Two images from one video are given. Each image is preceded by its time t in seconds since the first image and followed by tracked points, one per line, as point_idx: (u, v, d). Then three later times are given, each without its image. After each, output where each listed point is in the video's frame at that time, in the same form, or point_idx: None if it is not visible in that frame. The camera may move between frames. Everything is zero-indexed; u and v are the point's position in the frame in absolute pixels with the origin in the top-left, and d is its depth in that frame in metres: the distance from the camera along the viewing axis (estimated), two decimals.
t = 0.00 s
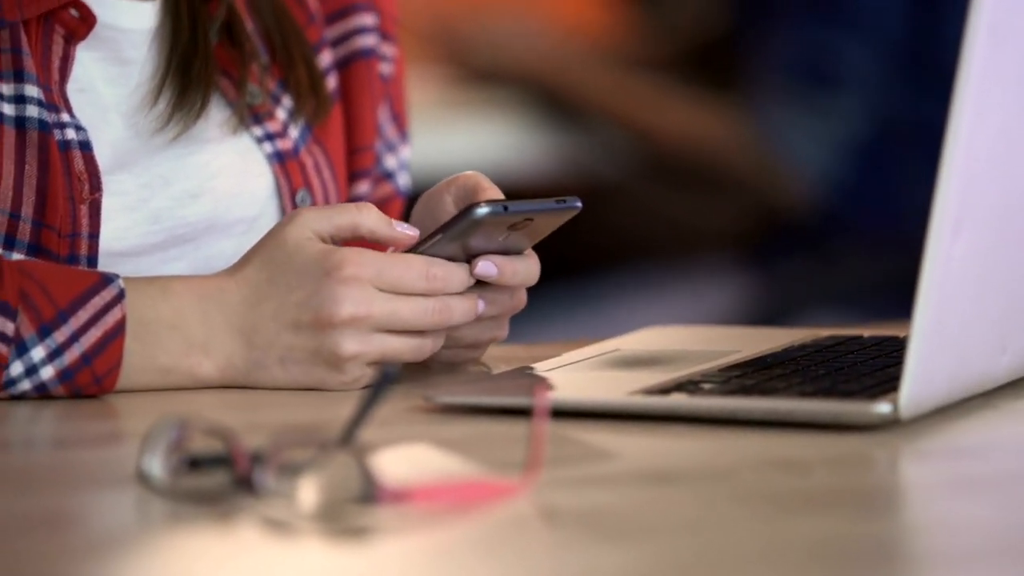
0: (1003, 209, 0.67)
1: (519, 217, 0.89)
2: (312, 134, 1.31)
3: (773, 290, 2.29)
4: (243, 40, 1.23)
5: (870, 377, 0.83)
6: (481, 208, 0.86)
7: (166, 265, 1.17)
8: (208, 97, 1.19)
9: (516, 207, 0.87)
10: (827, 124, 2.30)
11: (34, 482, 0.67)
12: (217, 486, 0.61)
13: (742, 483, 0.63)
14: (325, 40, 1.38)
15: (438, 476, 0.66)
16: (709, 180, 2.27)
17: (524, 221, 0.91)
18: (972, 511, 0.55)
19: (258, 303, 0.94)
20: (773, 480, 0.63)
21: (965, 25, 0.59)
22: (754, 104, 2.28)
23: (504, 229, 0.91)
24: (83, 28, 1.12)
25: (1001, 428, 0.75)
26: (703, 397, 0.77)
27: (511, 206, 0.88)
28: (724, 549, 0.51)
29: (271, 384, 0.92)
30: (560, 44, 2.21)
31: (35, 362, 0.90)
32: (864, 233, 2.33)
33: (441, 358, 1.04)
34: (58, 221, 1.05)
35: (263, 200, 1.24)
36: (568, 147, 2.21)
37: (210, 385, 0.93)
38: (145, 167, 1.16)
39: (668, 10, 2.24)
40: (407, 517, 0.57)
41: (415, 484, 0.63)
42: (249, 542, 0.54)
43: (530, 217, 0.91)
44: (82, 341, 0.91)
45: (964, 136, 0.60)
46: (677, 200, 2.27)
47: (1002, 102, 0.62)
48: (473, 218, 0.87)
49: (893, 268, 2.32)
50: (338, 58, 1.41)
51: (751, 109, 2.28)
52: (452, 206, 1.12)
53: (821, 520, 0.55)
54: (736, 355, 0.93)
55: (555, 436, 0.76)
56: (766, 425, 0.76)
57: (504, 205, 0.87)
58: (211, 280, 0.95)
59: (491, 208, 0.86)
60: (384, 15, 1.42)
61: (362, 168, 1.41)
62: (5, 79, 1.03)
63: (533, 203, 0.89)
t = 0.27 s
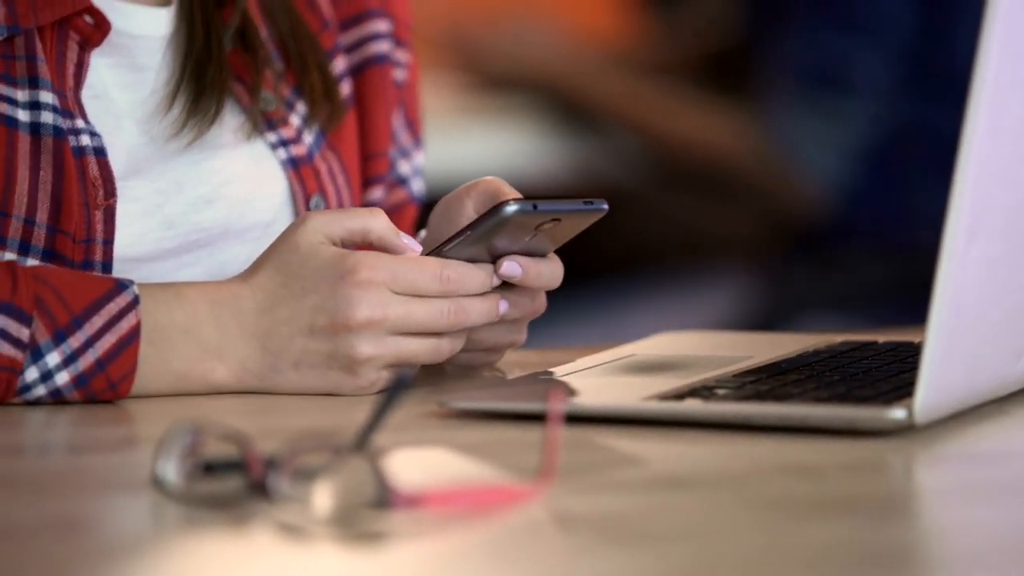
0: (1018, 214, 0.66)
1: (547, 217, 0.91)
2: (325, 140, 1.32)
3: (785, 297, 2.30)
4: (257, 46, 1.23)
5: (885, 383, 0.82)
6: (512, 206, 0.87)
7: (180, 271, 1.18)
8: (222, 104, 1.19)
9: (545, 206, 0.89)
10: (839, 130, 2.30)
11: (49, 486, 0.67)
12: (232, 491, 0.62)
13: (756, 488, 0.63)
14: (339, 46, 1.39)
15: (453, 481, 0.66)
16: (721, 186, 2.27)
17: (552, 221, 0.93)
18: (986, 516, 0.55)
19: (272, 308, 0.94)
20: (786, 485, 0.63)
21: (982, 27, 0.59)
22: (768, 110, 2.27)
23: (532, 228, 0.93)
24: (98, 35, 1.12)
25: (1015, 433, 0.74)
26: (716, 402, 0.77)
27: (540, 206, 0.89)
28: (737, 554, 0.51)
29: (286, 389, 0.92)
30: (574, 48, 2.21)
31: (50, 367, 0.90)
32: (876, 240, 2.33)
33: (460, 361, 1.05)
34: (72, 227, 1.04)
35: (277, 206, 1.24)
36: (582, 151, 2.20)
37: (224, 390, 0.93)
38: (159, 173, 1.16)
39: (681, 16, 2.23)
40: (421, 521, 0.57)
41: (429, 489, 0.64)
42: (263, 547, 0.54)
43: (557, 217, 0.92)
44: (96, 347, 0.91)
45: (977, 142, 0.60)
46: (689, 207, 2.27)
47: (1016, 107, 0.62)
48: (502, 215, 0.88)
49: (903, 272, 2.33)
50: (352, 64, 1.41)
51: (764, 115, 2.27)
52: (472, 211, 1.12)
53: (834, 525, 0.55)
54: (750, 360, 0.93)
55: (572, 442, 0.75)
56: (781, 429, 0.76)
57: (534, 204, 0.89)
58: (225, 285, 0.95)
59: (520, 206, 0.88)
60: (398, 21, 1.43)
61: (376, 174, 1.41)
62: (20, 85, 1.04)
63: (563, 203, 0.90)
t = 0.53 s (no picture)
0: None
1: (559, 213, 0.92)
2: (333, 140, 1.32)
3: (791, 296, 2.30)
4: (265, 46, 1.23)
5: (892, 382, 0.82)
6: (525, 200, 0.88)
7: (187, 270, 1.17)
8: (229, 103, 1.19)
9: (558, 201, 0.90)
10: (847, 130, 2.29)
11: (55, 486, 0.67)
12: (238, 491, 0.61)
13: (763, 488, 0.63)
14: (346, 46, 1.38)
15: (459, 480, 0.66)
16: (729, 187, 2.27)
17: (565, 216, 0.93)
18: (994, 516, 0.55)
19: (279, 307, 0.94)
20: (793, 485, 0.63)
21: (991, 24, 0.59)
22: (775, 110, 2.27)
23: (544, 223, 0.94)
24: (106, 35, 1.12)
25: (1022, 433, 0.74)
26: (723, 400, 0.76)
27: (554, 200, 0.90)
28: (743, 554, 0.50)
29: (293, 389, 0.92)
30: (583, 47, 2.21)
31: (57, 366, 0.90)
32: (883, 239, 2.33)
33: (469, 359, 1.05)
34: (79, 226, 1.04)
35: (284, 206, 1.24)
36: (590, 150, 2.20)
37: (231, 390, 0.93)
38: (167, 172, 1.16)
39: (689, 16, 2.23)
40: (427, 520, 0.57)
41: (436, 488, 0.63)
42: (269, 546, 0.54)
43: (570, 213, 0.93)
44: (103, 345, 0.91)
45: (987, 140, 0.60)
46: (696, 206, 2.27)
47: None
48: (514, 210, 0.89)
49: (907, 274, 2.33)
50: (359, 64, 1.41)
51: (772, 115, 2.27)
52: (482, 209, 1.11)
53: (842, 524, 0.55)
54: (757, 359, 0.93)
55: (580, 441, 0.75)
56: (787, 428, 0.76)
57: (547, 199, 0.89)
58: (232, 285, 0.95)
59: (534, 201, 0.89)
60: (406, 20, 1.42)
61: (383, 173, 1.41)
62: (28, 84, 1.04)
63: (575, 199, 0.91)
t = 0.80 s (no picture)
0: None
1: (559, 216, 0.92)
2: (334, 144, 1.32)
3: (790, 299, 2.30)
4: (266, 49, 1.23)
5: (893, 386, 0.82)
6: (525, 203, 0.88)
7: (188, 274, 1.16)
8: (230, 107, 1.19)
9: (559, 204, 0.90)
10: (849, 134, 2.29)
11: (57, 490, 0.67)
12: (240, 495, 0.61)
13: (765, 491, 0.63)
14: (348, 49, 1.38)
15: (461, 483, 0.66)
16: (729, 190, 2.27)
17: (565, 219, 0.93)
18: (996, 520, 0.55)
19: (280, 310, 0.94)
20: (795, 488, 0.63)
21: (992, 26, 0.59)
22: (776, 113, 2.27)
23: (544, 227, 0.94)
24: (107, 39, 1.12)
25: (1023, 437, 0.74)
26: (723, 404, 0.76)
27: (554, 204, 0.90)
28: (744, 557, 0.50)
29: (294, 393, 0.92)
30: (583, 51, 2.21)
31: (58, 370, 0.90)
32: (884, 243, 2.32)
33: (470, 363, 1.05)
34: (80, 230, 1.04)
35: (285, 210, 1.24)
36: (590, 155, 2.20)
37: (232, 394, 0.93)
38: (168, 176, 1.16)
39: (689, 19, 2.23)
40: (428, 524, 0.57)
41: (437, 492, 0.63)
42: (270, 550, 0.54)
43: (571, 216, 0.93)
44: (105, 349, 0.91)
45: (989, 143, 0.60)
46: (697, 208, 2.27)
47: None
48: (514, 213, 0.89)
49: (909, 276, 2.32)
50: (360, 67, 1.41)
51: (773, 119, 2.26)
52: (483, 212, 1.11)
53: (843, 528, 0.55)
54: (759, 363, 0.93)
55: (580, 444, 0.75)
56: (789, 432, 0.76)
57: (548, 202, 0.89)
58: (234, 288, 0.95)
59: (534, 204, 0.89)
60: (407, 23, 1.42)
61: (384, 177, 1.41)
62: (29, 88, 1.04)
63: (576, 202, 0.91)
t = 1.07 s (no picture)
0: None
1: (566, 235, 0.92)
2: (339, 160, 1.31)
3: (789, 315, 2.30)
4: (271, 65, 1.24)
5: (899, 403, 0.82)
6: (532, 222, 0.88)
7: (194, 290, 1.16)
8: (235, 122, 1.19)
9: (566, 223, 0.90)
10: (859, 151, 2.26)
11: (65, 507, 0.67)
12: (247, 512, 0.60)
13: (773, 508, 0.62)
14: (353, 65, 1.38)
15: (469, 500, 0.66)
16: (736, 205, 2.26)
17: (572, 238, 0.93)
18: (1004, 537, 0.55)
19: (287, 327, 0.94)
20: (803, 505, 0.63)
21: (998, 39, 0.59)
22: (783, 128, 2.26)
23: (551, 245, 0.94)
24: (112, 54, 1.12)
25: None
26: (730, 421, 0.76)
27: (561, 223, 0.90)
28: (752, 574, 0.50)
29: (301, 409, 0.92)
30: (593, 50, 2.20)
31: (65, 387, 0.90)
32: (891, 259, 2.30)
33: (476, 380, 1.05)
34: (86, 246, 1.04)
35: (291, 225, 1.23)
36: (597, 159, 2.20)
37: (239, 410, 0.93)
38: (174, 192, 1.16)
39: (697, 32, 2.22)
40: (436, 542, 0.57)
41: (445, 509, 0.63)
42: (278, 567, 0.53)
43: (577, 234, 0.93)
44: (111, 366, 0.91)
45: (995, 156, 0.60)
46: (704, 223, 2.27)
47: None
48: (522, 232, 0.89)
49: (919, 291, 2.30)
50: (366, 83, 1.40)
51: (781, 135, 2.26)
52: (489, 230, 1.12)
53: (850, 545, 0.54)
54: (765, 380, 0.93)
55: (588, 461, 0.75)
56: (796, 449, 0.76)
57: (555, 221, 0.90)
58: (240, 305, 0.95)
59: (541, 223, 0.89)
60: (412, 39, 1.43)
61: (390, 193, 1.40)
62: (35, 104, 1.03)
63: (583, 221, 0.91)
